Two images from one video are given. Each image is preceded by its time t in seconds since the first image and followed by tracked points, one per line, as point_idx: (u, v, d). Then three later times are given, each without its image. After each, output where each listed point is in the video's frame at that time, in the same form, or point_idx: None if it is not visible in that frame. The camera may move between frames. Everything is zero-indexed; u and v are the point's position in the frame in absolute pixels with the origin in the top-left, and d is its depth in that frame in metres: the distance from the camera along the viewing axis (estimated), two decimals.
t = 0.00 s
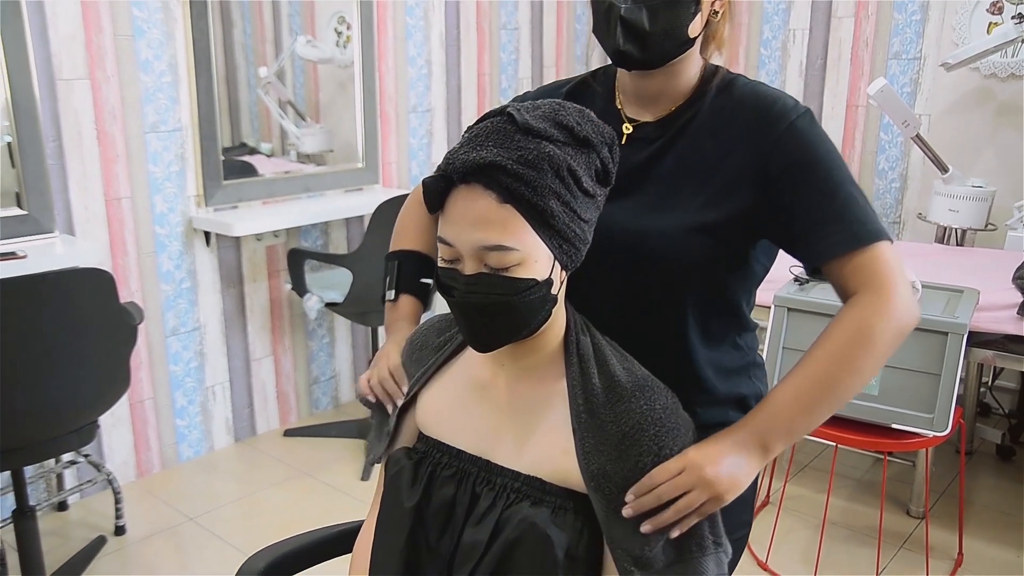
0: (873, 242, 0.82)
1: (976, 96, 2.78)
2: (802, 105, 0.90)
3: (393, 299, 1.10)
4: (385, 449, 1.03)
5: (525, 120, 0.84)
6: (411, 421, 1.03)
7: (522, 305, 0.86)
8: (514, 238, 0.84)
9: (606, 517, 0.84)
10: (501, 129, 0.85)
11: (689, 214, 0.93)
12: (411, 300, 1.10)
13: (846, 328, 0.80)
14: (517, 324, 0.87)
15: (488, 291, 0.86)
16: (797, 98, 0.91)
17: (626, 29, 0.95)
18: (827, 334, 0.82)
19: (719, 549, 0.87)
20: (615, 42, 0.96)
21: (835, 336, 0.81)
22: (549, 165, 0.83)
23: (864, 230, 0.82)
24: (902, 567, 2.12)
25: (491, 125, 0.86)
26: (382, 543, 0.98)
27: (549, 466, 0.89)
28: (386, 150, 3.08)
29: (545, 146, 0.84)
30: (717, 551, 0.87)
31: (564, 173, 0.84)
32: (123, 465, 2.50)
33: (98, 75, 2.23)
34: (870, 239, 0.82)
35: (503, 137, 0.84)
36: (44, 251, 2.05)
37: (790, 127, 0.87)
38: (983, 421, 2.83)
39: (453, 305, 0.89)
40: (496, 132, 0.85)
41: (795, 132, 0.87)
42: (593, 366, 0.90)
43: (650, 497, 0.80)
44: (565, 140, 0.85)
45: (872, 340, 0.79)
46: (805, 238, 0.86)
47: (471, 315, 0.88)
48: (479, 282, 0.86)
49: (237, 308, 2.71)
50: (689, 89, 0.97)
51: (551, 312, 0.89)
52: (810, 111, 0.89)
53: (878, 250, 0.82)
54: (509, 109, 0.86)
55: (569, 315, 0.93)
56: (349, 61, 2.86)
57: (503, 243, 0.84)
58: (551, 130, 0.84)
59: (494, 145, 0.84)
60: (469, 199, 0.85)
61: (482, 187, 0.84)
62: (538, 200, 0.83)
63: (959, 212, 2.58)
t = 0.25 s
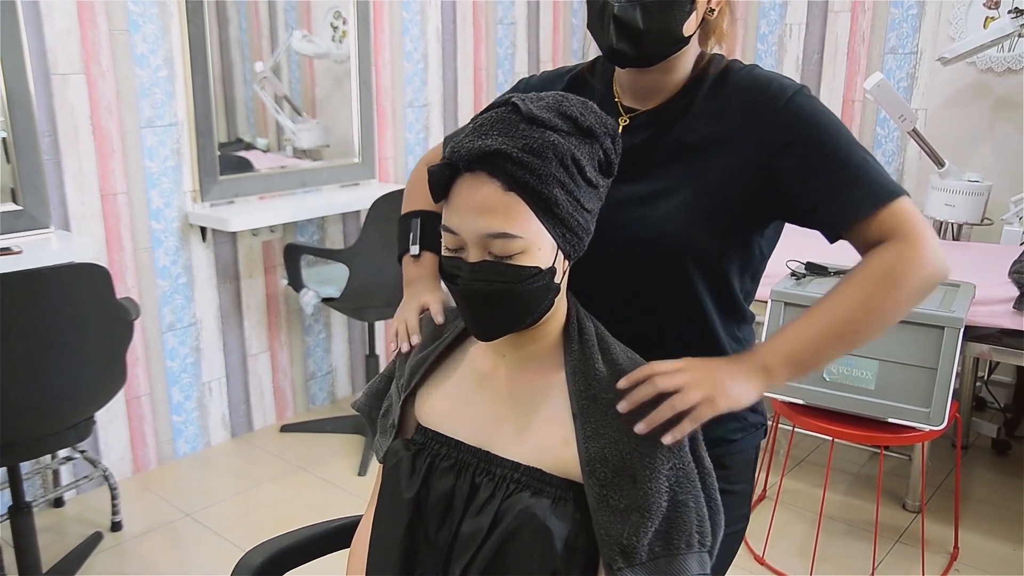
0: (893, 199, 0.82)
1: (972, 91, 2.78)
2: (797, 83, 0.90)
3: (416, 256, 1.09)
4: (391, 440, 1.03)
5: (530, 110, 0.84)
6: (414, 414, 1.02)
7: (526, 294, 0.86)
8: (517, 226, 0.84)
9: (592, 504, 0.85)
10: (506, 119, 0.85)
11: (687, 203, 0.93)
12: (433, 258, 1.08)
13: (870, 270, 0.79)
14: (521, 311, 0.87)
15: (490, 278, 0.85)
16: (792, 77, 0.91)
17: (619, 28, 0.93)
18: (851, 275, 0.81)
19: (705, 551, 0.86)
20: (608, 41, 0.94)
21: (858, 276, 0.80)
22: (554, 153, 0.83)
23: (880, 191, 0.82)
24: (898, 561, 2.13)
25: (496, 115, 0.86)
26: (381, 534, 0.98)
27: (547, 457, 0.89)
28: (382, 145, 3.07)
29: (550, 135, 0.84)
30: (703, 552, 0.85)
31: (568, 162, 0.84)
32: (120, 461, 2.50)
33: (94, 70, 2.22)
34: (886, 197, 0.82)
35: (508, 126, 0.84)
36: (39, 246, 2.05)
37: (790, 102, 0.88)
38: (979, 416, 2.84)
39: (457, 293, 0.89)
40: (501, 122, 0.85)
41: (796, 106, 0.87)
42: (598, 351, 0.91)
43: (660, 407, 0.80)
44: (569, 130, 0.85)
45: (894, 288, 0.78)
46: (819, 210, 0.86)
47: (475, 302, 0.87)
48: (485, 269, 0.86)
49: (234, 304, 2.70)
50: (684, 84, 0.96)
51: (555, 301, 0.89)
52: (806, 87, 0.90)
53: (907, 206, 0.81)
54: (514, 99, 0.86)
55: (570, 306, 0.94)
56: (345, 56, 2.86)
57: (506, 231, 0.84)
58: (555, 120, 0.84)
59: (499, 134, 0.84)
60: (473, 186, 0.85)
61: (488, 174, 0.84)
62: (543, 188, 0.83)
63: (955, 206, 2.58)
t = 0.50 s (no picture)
0: (866, 183, 0.81)
1: (968, 85, 2.78)
2: (775, 68, 0.90)
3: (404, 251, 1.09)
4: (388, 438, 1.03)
5: (533, 102, 0.84)
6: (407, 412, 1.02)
7: (524, 286, 0.85)
8: (516, 214, 0.84)
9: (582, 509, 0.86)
10: (509, 109, 0.85)
11: (677, 191, 0.92)
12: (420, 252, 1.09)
13: (835, 270, 0.80)
14: (518, 301, 0.86)
15: (487, 267, 0.85)
16: (770, 63, 0.91)
17: (598, 28, 0.91)
18: (819, 273, 0.82)
19: (695, 553, 0.87)
20: (587, 40, 0.92)
21: (824, 277, 0.81)
22: (556, 144, 0.83)
23: (851, 172, 0.81)
24: (895, 555, 2.14)
25: (500, 105, 0.86)
26: (374, 534, 0.97)
27: (543, 454, 0.90)
28: (378, 140, 3.06)
29: (553, 126, 0.83)
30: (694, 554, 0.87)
31: (570, 154, 0.84)
32: (116, 458, 2.49)
33: (88, 66, 2.21)
34: (859, 180, 0.81)
35: (512, 116, 0.84)
36: (33, 243, 2.04)
37: (763, 87, 0.88)
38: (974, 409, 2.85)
39: (450, 279, 0.88)
40: (504, 112, 0.85)
41: (769, 91, 0.87)
42: (587, 351, 0.91)
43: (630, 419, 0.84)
44: (572, 123, 0.85)
45: (860, 287, 0.79)
46: (793, 197, 0.86)
47: (472, 292, 0.87)
48: (480, 258, 0.85)
49: (230, 300, 2.70)
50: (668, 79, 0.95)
51: (550, 295, 0.89)
52: (783, 72, 0.90)
53: (876, 193, 0.81)
54: (518, 90, 0.85)
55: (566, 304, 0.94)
56: (340, 51, 2.85)
57: (505, 219, 0.84)
58: (559, 113, 0.84)
59: (502, 123, 0.84)
60: (475, 173, 0.85)
61: (489, 162, 0.84)
62: (543, 177, 0.83)
63: (951, 200, 2.58)
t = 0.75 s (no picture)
0: (865, 188, 0.80)
1: (971, 81, 2.78)
2: (772, 63, 0.90)
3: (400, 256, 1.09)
4: (387, 436, 1.03)
5: (542, 96, 0.84)
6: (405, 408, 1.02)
7: (523, 281, 0.85)
8: (517, 206, 0.83)
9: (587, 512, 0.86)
10: (517, 104, 0.85)
11: (678, 186, 0.92)
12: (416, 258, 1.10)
13: (835, 276, 0.80)
14: (515, 296, 0.86)
15: (486, 259, 0.85)
16: (767, 58, 0.91)
17: (588, 28, 0.90)
18: (820, 278, 0.82)
19: (695, 555, 0.87)
20: (578, 41, 0.91)
21: (824, 283, 0.81)
22: (561, 138, 0.83)
23: (847, 173, 0.81)
24: (897, 551, 2.14)
25: (508, 99, 0.86)
26: (375, 534, 0.97)
27: (546, 452, 0.89)
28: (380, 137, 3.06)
29: (559, 121, 0.83)
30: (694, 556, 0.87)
31: (575, 150, 0.84)
32: (118, 455, 2.50)
33: (89, 61, 2.21)
34: (858, 184, 0.80)
35: (519, 110, 0.84)
36: (35, 239, 2.04)
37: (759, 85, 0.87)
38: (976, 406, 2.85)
39: (449, 270, 0.87)
40: (512, 106, 0.85)
41: (766, 88, 0.87)
42: (590, 354, 0.91)
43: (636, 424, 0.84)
44: (578, 121, 0.84)
45: (860, 293, 0.79)
46: (789, 196, 0.85)
47: (472, 284, 0.86)
48: (479, 249, 0.85)
49: (231, 296, 2.69)
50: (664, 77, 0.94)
51: (548, 291, 0.88)
52: (779, 67, 0.89)
53: (876, 198, 0.80)
54: (526, 85, 0.85)
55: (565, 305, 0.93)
56: (341, 48, 2.84)
57: (506, 210, 0.83)
58: (565, 109, 0.84)
59: (508, 116, 0.84)
60: (478, 162, 0.85)
61: (494, 153, 0.84)
62: (547, 170, 0.83)
63: (953, 196, 2.58)
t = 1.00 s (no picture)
0: (876, 187, 0.80)
1: (972, 81, 2.77)
2: (793, 64, 0.89)
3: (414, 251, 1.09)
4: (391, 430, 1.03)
5: (546, 95, 0.84)
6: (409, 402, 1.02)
7: (529, 279, 0.85)
8: (524, 205, 0.83)
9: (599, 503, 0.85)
10: (522, 103, 0.85)
11: (685, 183, 0.92)
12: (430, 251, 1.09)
13: (843, 274, 0.80)
14: (522, 295, 0.86)
15: (493, 258, 0.84)
16: (789, 59, 0.90)
17: (612, 21, 0.90)
18: (828, 275, 0.82)
19: (704, 551, 0.86)
20: (602, 34, 0.91)
21: (831, 280, 0.81)
22: (566, 137, 0.83)
23: (863, 175, 0.80)
24: (898, 552, 2.14)
25: (513, 99, 0.85)
26: (381, 531, 0.97)
27: (553, 450, 0.89)
28: (381, 136, 3.06)
29: (564, 120, 0.83)
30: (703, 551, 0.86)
31: (579, 148, 0.83)
32: (120, 454, 2.50)
33: (91, 61, 2.21)
34: (870, 184, 0.80)
35: (524, 109, 0.84)
36: (36, 239, 2.04)
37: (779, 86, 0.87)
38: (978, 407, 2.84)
39: (457, 271, 0.87)
40: (517, 105, 0.84)
41: (786, 90, 0.86)
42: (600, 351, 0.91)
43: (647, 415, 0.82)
44: (582, 119, 0.84)
45: (868, 291, 0.79)
46: (805, 194, 0.85)
47: (477, 283, 0.86)
48: (486, 249, 0.85)
49: (233, 296, 2.69)
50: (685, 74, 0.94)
51: (554, 289, 0.88)
52: (801, 69, 0.88)
53: (885, 197, 0.80)
54: (531, 84, 0.85)
55: (571, 302, 0.94)
56: (343, 47, 2.84)
57: (512, 209, 0.83)
58: (570, 108, 0.84)
59: (514, 115, 0.84)
60: (484, 161, 0.85)
61: (499, 152, 0.84)
62: (552, 169, 0.82)
63: (955, 197, 2.58)
